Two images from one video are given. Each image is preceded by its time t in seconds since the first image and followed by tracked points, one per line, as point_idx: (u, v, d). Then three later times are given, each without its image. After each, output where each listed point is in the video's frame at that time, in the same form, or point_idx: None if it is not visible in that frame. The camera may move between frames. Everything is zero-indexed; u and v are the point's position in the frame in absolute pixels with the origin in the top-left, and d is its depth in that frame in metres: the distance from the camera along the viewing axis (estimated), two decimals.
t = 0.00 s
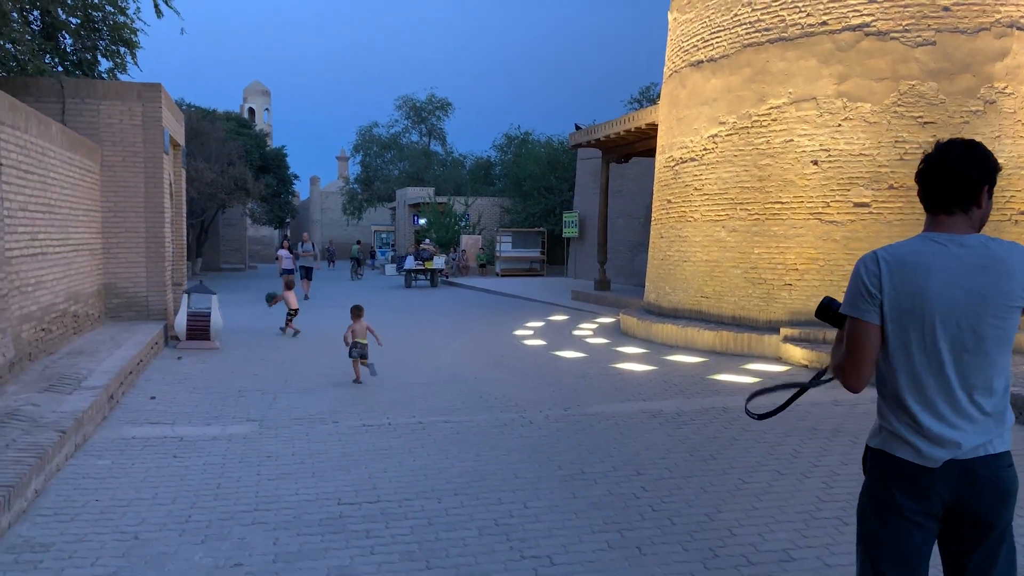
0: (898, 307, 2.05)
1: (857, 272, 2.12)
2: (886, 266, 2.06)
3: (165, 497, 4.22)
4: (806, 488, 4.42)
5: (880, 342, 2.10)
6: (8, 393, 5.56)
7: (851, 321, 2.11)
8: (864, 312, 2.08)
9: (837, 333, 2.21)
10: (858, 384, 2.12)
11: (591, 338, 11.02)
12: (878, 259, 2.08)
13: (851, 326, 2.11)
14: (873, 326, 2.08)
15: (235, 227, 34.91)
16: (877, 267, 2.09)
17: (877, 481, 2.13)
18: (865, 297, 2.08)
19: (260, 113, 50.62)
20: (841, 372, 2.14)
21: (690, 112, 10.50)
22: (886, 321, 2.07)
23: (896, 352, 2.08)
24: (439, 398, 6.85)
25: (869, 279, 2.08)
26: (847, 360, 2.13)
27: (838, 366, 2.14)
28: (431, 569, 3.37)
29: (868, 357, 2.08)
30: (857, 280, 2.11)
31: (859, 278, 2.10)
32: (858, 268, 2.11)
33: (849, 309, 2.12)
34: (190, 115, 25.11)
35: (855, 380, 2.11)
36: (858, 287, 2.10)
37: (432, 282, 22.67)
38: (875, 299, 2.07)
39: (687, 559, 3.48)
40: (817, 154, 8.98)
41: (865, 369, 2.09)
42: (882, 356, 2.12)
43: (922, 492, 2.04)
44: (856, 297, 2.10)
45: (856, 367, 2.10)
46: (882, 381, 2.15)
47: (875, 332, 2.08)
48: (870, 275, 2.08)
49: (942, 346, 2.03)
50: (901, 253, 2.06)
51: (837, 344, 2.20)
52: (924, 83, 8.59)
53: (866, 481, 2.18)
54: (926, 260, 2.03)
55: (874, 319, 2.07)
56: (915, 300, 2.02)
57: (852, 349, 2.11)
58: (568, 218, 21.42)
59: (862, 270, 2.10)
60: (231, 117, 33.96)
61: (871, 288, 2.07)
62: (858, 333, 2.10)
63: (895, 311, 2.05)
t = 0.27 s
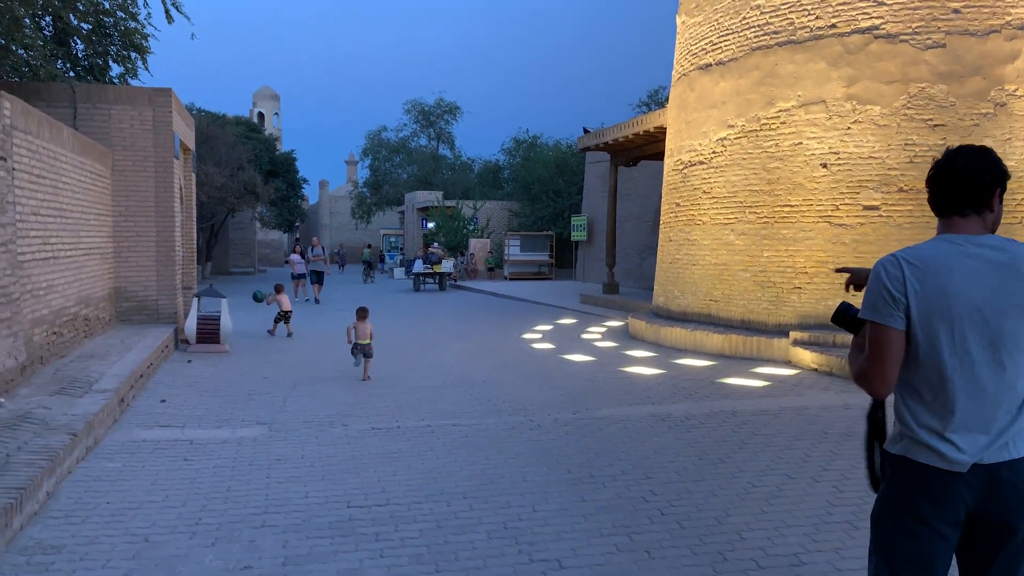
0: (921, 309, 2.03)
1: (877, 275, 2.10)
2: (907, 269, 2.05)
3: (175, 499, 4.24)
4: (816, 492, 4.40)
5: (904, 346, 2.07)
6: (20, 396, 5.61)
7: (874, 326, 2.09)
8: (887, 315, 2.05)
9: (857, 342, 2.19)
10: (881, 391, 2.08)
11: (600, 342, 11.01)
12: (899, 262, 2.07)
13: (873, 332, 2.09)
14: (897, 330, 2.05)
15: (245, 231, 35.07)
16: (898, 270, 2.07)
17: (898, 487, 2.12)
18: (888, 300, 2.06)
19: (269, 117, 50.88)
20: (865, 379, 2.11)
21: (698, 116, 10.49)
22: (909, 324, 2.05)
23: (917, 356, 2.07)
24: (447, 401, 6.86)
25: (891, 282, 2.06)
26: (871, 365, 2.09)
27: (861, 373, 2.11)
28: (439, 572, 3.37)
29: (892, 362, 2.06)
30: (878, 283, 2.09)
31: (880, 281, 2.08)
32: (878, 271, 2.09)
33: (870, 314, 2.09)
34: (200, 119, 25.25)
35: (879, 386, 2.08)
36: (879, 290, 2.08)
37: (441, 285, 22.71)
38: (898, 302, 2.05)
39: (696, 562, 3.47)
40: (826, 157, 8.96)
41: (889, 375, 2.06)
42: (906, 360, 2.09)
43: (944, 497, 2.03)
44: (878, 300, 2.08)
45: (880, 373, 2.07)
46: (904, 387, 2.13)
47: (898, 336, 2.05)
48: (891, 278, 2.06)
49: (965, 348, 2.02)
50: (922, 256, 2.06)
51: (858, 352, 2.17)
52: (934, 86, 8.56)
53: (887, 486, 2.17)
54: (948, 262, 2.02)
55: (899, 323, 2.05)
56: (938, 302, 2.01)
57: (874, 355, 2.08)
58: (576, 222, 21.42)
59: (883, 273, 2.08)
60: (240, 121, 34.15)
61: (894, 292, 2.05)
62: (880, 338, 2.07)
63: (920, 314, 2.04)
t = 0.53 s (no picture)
0: (913, 316, 2.04)
1: (868, 285, 2.12)
2: (896, 277, 2.06)
3: (182, 501, 4.26)
4: (822, 494, 4.40)
5: (900, 354, 2.07)
6: (28, 398, 5.64)
7: (868, 335, 2.09)
8: (880, 323, 2.06)
9: (853, 350, 2.20)
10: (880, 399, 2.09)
11: (605, 343, 11.01)
12: (888, 271, 2.08)
13: (868, 341, 2.09)
14: (892, 338, 2.05)
15: (251, 233, 35.17)
16: (889, 278, 2.08)
17: (898, 489, 2.13)
18: (880, 309, 2.07)
19: (275, 120, 51.02)
20: (863, 388, 2.11)
21: (703, 117, 10.48)
22: (903, 332, 2.05)
23: (915, 362, 2.07)
24: (453, 403, 6.86)
25: (882, 290, 2.07)
26: (868, 375, 2.10)
27: (858, 383, 2.12)
28: (446, 574, 3.38)
29: (888, 370, 2.06)
30: (869, 292, 2.10)
31: (871, 291, 2.09)
32: (869, 281, 2.11)
33: (864, 323, 2.10)
34: (207, 122, 25.34)
35: (877, 395, 2.08)
36: (871, 299, 2.09)
37: (446, 287, 22.73)
38: (890, 310, 2.05)
39: (702, 564, 3.46)
40: (832, 158, 8.94)
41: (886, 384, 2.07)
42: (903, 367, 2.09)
43: (943, 500, 2.03)
44: (870, 309, 2.09)
45: (878, 382, 2.07)
46: (902, 393, 2.14)
47: (893, 344, 2.05)
48: (882, 287, 2.08)
49: (960, 353, 2.02)
50: (912, 265, 2.07)
51: (855, 360, 2.17)
52: (940, 87, 8.54)
53: (888, 488, 2.17)
54: (938, 269, 2.03)
55: (893, 332, 2.05)
56: (930, 308, 2.02)
57: (871, 364, 2.08)
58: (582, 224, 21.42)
59: (873, 282, 2.10)
60: (246, 124, 34.25)
61: (886, 300, 2.06)
62: (876, 346, 2.07)
63: (913, 321, 2.04)
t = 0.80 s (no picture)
0: (912, 319, 2.04)
1: (868, 287, 2.12)
2: (896, 279, 2.06)
3: (186, 503, 4.27)
4: (827, 496, 4.39)
5: (899, 357, 2.07)
6: (34, 400, 5.66)
7: (868, 337, 2.09)
8: (879, 326, 2.06)
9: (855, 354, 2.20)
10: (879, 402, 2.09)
11: (609, 345, 11.00)
12: (888, 273, 2.08)
13: (869, 343, 2.09)
14: (891, 342, 2.05)
15: (255, 236, 35.24)
16: (889, 281, 2.09)
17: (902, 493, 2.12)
18: (879, 312, 2.07)
19: (279, 122, 51.12)
20: (861, 391, 2.12)
21: (707, 119, 10.47)
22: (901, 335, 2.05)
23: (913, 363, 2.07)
24: (457, 406, 6.87)
25: (881, 293, 2.07)
26: (866, 378, 2.10)
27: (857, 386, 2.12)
28: None
29: (886, 373, 2.06)
30: (869, 296, 2.11)
31: (871, 293, 2.10)
32: (869, 284, 2.11)
33: (863, 326, 2.11)
34: (211, 125, 25.41)
35: (876, 398, 2.09)
36: (870, 303, 2.09)
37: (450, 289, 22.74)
38: (889, 313, 2.06)
39: (706, 567, 3.46)
40: (836, 160, 8.93)
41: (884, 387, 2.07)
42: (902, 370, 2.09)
43: (943, 500, 2.02)
44: (869, 312, 2.10)
45: (876, 385, 2.08)
46: (901, 396, 2.14)
47: (892, 348, 2.05)
48: (880, 289, 2.08)
49: (960, 355, 2.02)
50: (913, 267, 2.06)
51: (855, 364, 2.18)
52: (944, 89, 8.52)
53: (891, 488, 2.18)
54: (938, 272, 2.03)
55: (892, 335, 2.05)
56: (928, 311, 2.02)
57: (870, 367, 2.09)
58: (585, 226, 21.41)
59: (873, 285, 2.10)
60: (250, 127, 34.34)
61: (885, 303, 2.06)
62: (875, 349, 2.07)
63: (913, 324, 2.04)
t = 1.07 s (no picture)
0: (931, 321, 2.03)
1: (885, 288, 2.10)
2: (915, 280, 2.05)
3: (191, 505, 4.27)
4: (832, 498, 4.38)
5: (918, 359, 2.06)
6: (39, 402, 5.67)
7: (885, 340, 2.08)
8: (897, 329, 2.05)
9: (872, 356, 2.19)
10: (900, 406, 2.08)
11: (614, 347, 10.99)
12: (906, 274, 2.06)
13: (887, 346, 2.08)
14: (912, 344, 2.04)
15: (259, 238, 35.31)
16: (907, 282, 2.07)
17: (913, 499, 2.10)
18: (897, 314, 2.05)
19: (283, 125, 51.23)
20: (881, 395, 2.11)
21: (711, 121, 10.46)
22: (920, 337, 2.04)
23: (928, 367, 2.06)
24: (461, 408, 6.87)
25: (900, 295, 2.05)
26: (886, 382, 2.09)
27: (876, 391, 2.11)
28: None
29: (907, 376, 2.05)
30: (886, 297, 2.08)
31: (888, 295, 2.08)
32: (886, 285, 2.09)
33: (880, 328, 2.09)
34: (215, 128, 25.47)
35: (896, 402, 2.07)
36: (888, 305, 2.07)
37: (454, 291, 22.75)
38: (908, 315, 2.04)
39: (711, 569, 3.45)
40: (840, 161, 8.92)
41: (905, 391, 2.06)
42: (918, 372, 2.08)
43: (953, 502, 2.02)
44: (887, 314, 2.07)
45: (896, 389, 2.07)
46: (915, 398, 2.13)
47: (913, 350, 2.04)
48: (898, 291, 2.06)
49: (977, 358, 2.01)
50: (931, 268, 2.05)
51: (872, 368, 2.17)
52: (949, 89, 8.50)
53: (899, 493, 2.17)
54: (957, 272, 2.02)
55: (912, 337, 2.04)
56: (948, 314, 2.01)
57: (891, 371, 2.07)
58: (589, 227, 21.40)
59: (890, 286, 2.08)
60: (254, 129, 34.41)
61: (904, 305, 2.04)
62: (895, 353, 2.06)
63: (932, 325, 2.03)
